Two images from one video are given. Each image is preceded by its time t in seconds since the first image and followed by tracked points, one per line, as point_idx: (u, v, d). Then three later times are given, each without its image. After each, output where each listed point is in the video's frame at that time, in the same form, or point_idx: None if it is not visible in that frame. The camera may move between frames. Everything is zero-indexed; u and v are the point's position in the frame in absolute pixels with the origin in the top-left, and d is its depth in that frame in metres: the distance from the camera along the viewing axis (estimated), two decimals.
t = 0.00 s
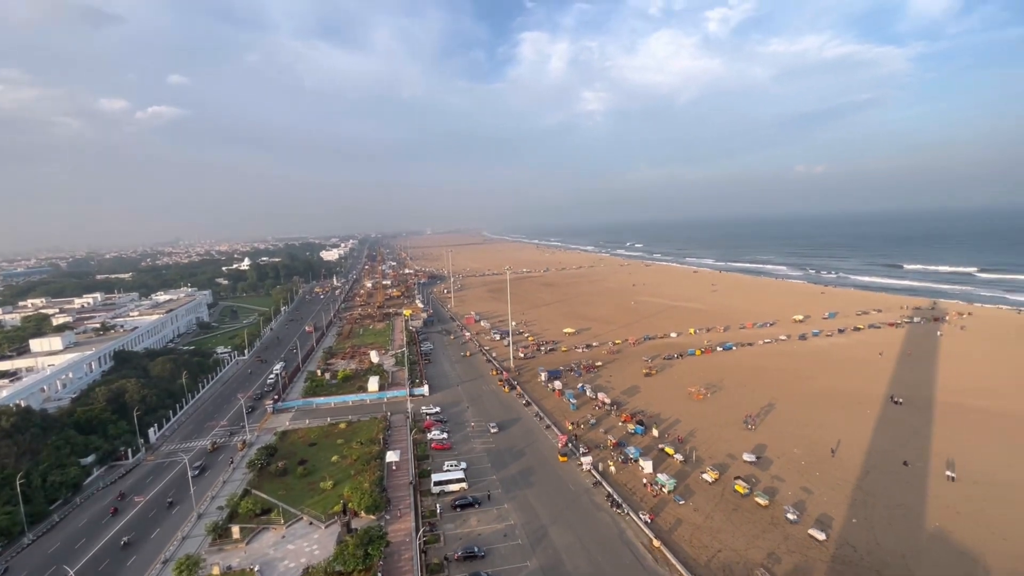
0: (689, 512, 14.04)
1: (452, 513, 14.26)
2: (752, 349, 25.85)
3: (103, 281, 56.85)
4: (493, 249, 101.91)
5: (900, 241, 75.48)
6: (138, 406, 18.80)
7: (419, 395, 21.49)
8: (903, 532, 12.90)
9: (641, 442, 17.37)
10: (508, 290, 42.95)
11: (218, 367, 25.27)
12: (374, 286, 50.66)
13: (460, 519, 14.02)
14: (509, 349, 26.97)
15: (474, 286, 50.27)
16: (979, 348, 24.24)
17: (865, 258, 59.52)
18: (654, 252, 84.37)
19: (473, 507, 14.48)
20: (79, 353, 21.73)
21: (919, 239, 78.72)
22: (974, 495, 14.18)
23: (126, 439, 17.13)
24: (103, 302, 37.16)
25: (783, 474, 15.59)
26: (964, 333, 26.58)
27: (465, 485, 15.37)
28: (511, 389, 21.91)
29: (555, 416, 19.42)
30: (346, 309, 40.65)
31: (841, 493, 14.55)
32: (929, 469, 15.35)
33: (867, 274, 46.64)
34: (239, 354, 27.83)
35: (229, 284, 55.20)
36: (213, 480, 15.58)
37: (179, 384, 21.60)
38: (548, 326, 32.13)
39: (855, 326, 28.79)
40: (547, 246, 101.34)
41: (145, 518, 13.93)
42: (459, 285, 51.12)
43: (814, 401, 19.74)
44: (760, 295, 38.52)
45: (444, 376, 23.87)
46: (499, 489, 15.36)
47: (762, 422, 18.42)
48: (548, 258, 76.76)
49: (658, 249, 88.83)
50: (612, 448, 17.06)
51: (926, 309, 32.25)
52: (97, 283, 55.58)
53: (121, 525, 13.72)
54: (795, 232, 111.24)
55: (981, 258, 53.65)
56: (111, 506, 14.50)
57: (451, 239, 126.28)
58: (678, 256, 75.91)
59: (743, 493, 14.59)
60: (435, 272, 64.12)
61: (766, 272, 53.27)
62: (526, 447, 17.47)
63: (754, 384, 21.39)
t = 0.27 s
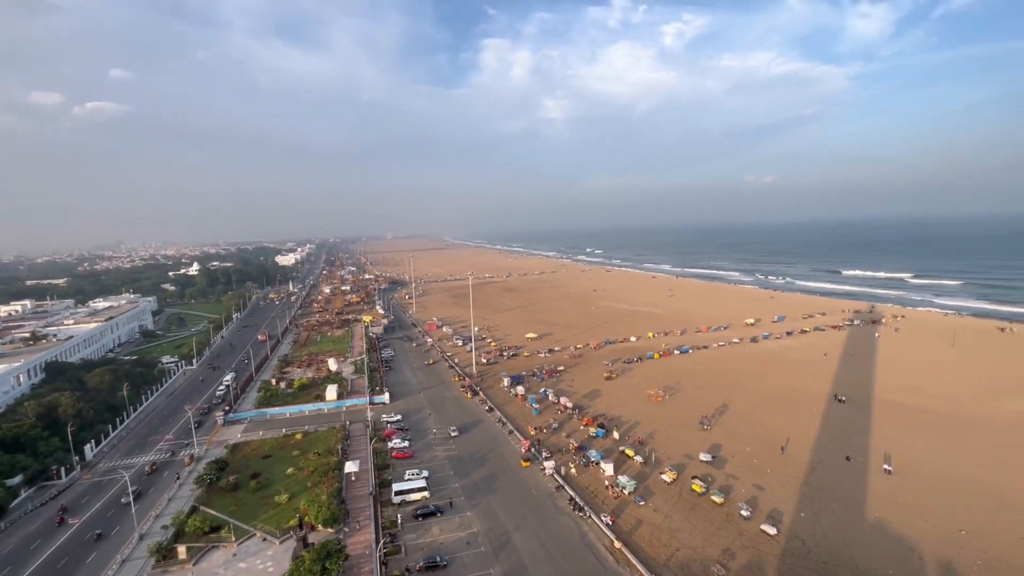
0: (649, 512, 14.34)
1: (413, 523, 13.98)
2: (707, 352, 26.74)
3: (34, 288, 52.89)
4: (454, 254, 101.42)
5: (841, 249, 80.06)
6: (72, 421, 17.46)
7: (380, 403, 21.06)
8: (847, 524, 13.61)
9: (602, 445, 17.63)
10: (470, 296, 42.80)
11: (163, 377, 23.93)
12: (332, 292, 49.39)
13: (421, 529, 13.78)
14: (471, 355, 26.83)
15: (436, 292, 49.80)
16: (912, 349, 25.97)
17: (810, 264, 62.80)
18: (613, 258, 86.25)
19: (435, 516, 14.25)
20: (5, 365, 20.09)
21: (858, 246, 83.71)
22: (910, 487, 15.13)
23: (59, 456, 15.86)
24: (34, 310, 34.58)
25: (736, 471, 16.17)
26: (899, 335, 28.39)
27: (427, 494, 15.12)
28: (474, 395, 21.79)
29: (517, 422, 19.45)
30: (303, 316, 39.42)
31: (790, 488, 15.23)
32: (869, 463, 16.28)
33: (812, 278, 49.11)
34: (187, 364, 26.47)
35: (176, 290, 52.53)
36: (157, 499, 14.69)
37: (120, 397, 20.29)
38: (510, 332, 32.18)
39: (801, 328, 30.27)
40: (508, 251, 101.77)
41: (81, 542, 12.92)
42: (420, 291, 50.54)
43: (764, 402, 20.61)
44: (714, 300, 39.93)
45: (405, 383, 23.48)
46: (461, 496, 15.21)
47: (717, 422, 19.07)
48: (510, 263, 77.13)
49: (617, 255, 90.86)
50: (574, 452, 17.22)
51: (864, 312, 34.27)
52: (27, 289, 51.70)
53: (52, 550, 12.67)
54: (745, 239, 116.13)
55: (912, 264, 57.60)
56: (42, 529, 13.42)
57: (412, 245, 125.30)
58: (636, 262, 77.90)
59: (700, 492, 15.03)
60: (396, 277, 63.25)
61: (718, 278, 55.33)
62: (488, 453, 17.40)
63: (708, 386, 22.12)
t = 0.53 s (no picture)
0: (608, 514, 14.55)
1: (372, 535, 13.62)
2: (663, 355, 27.48)
3: None
4: (414, 259, 100.23)
5: (787, 255, 84.17)
6: None
7: (337, 411, 20.46)
8: (794, 518, 14.26)
9: (563, 449, 17.77)
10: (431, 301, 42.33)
11: (100, 389, 22.41)
12: (287, 298, 47.75)
13: (380, 540, 13.43)
14: (432, 361, 26.51)
15: (395, 297, 49.00)
16: (851, 350, 27.57)
17: (758, 270, 65.69)
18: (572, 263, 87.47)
19: (395, 526, 13.93)
20: None
21: (801, 253, 88.31)
22: (850, 481, 16.03)
23: None
24: None
25: (692, 471, 16.67)
26: (839, 337, 30.07)
27: (386, 503, 14.76)
28: (434, 402, 21.51)
29: (478, 427, 19.34)
30: (255, 322, 37.89)
31: (741, 485, 15.83)
32: (813, 459, 17.14)
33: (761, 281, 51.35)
34: (127, 374, 24.90)
35: (116, 295, 49.47)
36: (92, 520, 13.66)
37: (50, 411, 18.82)
38: (472, 337, 32.02)
39: (751, 331, 31.58)
40: (468, 256, 101.48)
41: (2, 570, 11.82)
42: (379, 296, 49.60)
43: (717, 403, 21.35)
44: (670, 304, 41.10)
45: (364, 390, 22.93)
46: (422, 504, 14.96)
47: (673, 423, 19.60)
48: (471, 268, 76.84)
49: (576, 261, 92.24)
50: (535, 456, 17.27)
51: (808, 315, 36.10)
52: None
53: None
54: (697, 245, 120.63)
55: (851, 270, 61.18)
56: None
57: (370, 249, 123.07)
58: (594, 268, 79.24)
59: (657, 492, 15.39)
60: (354, 282, 61.81)
61: (674, 283, 57.02)
62: (449, 459, 17.20)
63: (665, 388, 22.72)
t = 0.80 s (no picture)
0: (568, 516, 14.64)
1: (327, 547, 13.12)
2: (621, 357, 28.04)
3: None
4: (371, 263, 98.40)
5: (735, 261, 87.89)
6: None
7: (289, 421, 19.70)
8: (744, 513, 14.83)
9: (523, 453, 17.79)
10: (389, 306, 41.57)
11: (26, 403, 20.71)
12: (236, 303, 45.78)
13: (336, 552, 12.97)
14: (390, 367, 26.00)
15: (352, 302, 47.85)
16: (795, 351, 29.00)
17: (709, 275, 68.22)
18: (531, 268, 88.14)
19: (351, 537, 13.49)
20: None
21: (749, 259, 92.43)
22: (795, 475, 16.83)
23: None
24: None
25: (648, 470, 17.05)
26: (784, 338, 31.59)
27: (342, 515, 14.28)
28: (392, 409, 21.08)
29: (438, 433, 19.09)
30: (202, 328, 36.08)
31: (695, 483, 16.31)
32: (761, 456, 17.89)
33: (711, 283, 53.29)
34: (57, 386, 23.13)
35: (45, 301, 46.03)
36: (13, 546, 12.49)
37: None
38: (431, 342, 31.64)
39: (703, 334, 32.73)
40: (427, 260, 100.59)
41: None
42: (335, 301, 48.30)
43: (672, 404, 21.96)
44: (626, 308, 42.02)
45: (319, 399, 22.19)
46: (379, 514, 14.58)
47: (630, 424, 20.01)
48: (430, 273, 76.07)
49: (535, 265, 93.03)
50: (496, 461, 17.20)
51: (756, 318, 37.74)
52: None
53: None
54: (652, 250, 123.96)
55: (794, 275, 64.46)
56: None
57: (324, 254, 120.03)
58: (553, 273, 80.12)
59: (616, 492, 15.64)
60: (308, 286, 59.99)
61: (630, 287, 58.37)
62: (408, 467, 16.87)
63: (623, 391, 23.17)
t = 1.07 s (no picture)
0: (529, 519, 14.65)
1: (280, 562, 12.55)
2: (580, 360, 28.40)
3: None
4: (327, 267, 96.01)
5: (689, 266, 90.91)
6: None
7: (240, 431, 18.84)
8: (699, 509, 15.28)
9: (484, 457, 17.68)
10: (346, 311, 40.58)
11: None
12: (182, 308, 43.56)
13: (290, 567, 12.44)
14: (348, 373, 25.34)
15: (307, 306, 46.41)
16: (746, 352, 30.21)
17: (664, 279, 70.25)
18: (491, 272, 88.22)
19: (306, 550, 12.98)
20: None
21: (701, 264, 95.83)
22: (746, 471, 17.49)
23: None
24: None
25: (608, 471, 17.30)
26: (735, 340, 32.85)
27: (296, 527, 13.72)
28: (350, 416, 20.53)
29: (398, 440, 18.72)
30: (144, 335, 34.08)
31: (653, 482, 16.68)
32: (714, 454, 18.50)
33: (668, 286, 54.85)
34: None
35: None
36: None
37: None
38: (390, 347, 31.06)
39: (660, 336, 33.62)
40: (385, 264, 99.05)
41: None
42: (289, 306, 46.71)
43: (630, 405, 22.41)
44: (586, 312, 42.66)
45: (272, 408, 21.34)
46: (336, 525, 14.11)
47: (589, 426, 20.28)
48: (389, 276, 74.87)
49: (495, 269, 93.20)
50: (456, 467, 17.01)
51: (709, 320, 39.09)
52: None
53: None
54: (611, 254, 126.45)
55: (743, 279, 67.26)
56: None
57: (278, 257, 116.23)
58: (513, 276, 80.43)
59: (576, 494, 15.78)
60: (261, 290, 57.81)
61: (589, 290, 59.32)
62: (366, 476, 16.43)
63: (583, 393, 23.46)
